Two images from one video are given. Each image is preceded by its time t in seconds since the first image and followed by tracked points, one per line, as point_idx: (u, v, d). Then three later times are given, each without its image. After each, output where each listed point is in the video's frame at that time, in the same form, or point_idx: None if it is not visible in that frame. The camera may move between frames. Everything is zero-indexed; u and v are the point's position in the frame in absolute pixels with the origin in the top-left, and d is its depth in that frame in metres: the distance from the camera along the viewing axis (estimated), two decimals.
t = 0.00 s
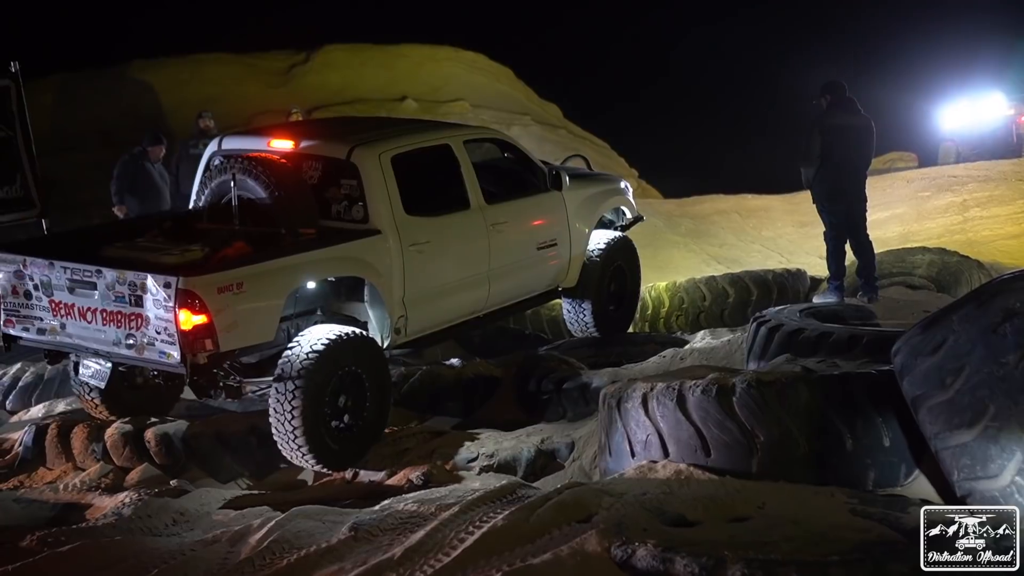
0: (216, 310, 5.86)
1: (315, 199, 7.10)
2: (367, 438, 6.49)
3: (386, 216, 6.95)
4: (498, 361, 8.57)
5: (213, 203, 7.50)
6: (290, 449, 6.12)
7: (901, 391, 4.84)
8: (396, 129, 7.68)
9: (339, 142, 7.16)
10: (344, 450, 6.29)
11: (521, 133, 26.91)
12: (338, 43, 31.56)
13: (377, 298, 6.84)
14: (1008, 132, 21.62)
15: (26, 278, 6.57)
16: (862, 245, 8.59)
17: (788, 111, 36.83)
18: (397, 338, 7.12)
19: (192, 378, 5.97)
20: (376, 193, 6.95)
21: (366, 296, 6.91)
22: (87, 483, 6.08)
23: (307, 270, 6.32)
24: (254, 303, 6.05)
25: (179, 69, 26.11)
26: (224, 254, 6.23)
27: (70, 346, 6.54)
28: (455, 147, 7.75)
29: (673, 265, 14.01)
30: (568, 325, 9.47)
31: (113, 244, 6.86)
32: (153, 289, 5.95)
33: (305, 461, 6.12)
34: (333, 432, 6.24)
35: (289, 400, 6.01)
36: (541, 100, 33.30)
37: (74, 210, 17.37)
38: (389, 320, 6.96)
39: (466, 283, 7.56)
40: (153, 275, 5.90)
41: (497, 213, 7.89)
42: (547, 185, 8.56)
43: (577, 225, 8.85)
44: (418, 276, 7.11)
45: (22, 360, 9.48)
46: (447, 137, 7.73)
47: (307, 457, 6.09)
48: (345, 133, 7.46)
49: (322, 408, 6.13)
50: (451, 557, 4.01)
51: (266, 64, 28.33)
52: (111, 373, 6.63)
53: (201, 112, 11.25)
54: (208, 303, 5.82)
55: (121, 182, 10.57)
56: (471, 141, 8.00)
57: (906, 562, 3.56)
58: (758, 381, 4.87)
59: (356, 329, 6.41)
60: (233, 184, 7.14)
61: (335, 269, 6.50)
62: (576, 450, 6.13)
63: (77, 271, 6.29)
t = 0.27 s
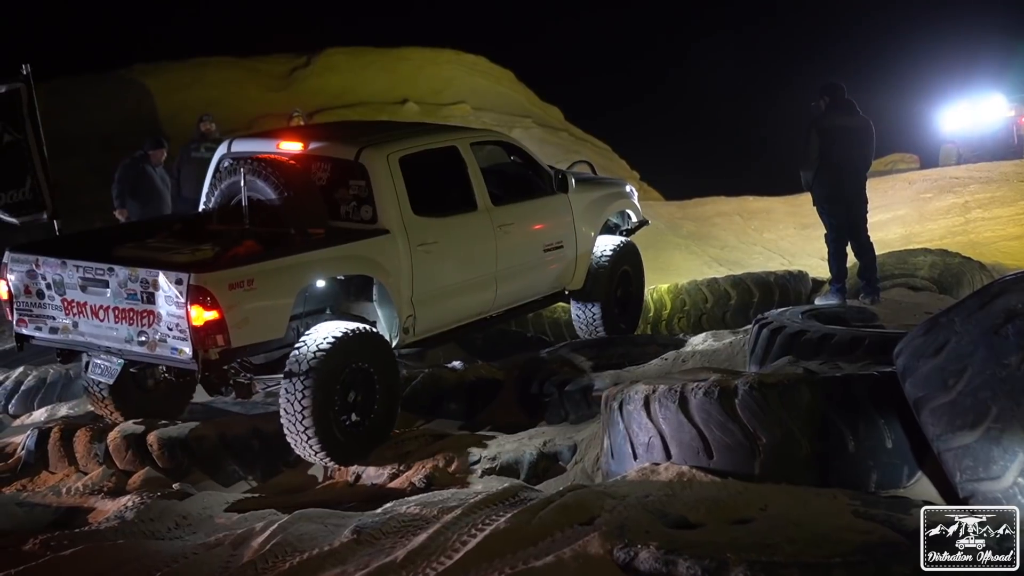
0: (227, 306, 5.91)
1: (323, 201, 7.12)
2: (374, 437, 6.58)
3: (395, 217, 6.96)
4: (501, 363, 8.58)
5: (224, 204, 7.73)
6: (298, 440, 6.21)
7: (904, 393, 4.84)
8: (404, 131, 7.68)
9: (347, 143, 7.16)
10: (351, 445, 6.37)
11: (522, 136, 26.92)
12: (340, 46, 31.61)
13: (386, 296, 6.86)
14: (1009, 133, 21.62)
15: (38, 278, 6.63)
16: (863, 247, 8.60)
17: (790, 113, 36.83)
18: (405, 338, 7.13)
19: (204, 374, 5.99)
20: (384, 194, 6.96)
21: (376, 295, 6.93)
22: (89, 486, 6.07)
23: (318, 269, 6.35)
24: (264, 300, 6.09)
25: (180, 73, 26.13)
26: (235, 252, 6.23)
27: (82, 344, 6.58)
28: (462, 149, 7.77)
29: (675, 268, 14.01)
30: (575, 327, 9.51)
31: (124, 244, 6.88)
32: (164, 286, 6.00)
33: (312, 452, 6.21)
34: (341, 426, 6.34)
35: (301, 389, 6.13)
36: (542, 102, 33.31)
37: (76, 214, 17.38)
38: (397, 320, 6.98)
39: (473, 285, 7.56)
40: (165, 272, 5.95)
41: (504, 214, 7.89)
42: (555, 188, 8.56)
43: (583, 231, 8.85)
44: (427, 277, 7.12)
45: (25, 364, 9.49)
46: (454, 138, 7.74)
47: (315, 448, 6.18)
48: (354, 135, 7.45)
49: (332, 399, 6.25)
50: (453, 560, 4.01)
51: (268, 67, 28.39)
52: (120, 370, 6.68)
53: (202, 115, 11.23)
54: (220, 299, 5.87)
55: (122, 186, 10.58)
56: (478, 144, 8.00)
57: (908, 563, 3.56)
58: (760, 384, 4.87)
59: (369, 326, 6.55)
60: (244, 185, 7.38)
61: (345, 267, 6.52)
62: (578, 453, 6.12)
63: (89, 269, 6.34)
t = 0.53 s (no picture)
0: (239, 305, 5.94)
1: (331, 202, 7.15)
2: (380, 437, 6.60)
3: (403, 218, 6.98)
4: (502, 366, 8.57)
5: (233, 206, 7.76)
6: (305, 431, 6.23)
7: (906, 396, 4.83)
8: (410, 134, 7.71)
9: (356, 146, 7.18)
10: (357, 440, 6.39)
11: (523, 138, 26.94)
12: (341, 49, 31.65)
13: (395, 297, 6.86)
14: (1010, 135, 21.61)
15: (51, 278, 6.64)
16: (865, 248, 8.59)
17: (791, 115, 36.82)
18: (414, 339, 7.13)
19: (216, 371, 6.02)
20: (393, 195, 6.98)
21: (385, 296, 6.94)
22: (92, 489, 6.05)
23: (327, 269, 6.38)
24: (275, 299, 6.12)
25: (182, 77, 26.15)
26: (247, 252, 6.27)
27: (94, 344, 6.58)
28: (468, 153, 7.80)
29: (676, 269, 14.01)
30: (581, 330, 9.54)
31: (136, 246, 6.92)
32: (176, 284, 6.01)
33: (319, 443, 6.22)
34: (349, 420, 6.36)
35: (311, 378, 6.17)
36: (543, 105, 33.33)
37: (78, 217, 17.40)
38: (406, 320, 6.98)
39: (479, 287, 7.57)
40: (176, 270, 5.97)
41: (510, 217, 7.92)
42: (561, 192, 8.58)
43: (588, 236, 8.88)
44: (435, 278, 7.13)
45: (27, 368, 9.50)
46: (460, 142, 7.78)
47: (323, 437, 6.20)
48: (362, 138, 7.48)
49: (342, 392, 6.30)
50: (455, 561, 4.02)
51: (270, 70, 28.44)
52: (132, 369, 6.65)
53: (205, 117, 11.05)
54: (232, 297, 5.91)
55: (123, 189, 10.59)
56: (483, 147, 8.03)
57: (909, 564, 3.56)
58: (762, 386, 4.88)
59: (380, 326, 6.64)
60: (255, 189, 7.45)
61: (355, 267, 6.54)
62: (580, 455, 6.12)
63: (102, 268, 6.35)
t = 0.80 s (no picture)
0: (245, 304, 5.95)
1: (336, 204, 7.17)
2: (385, 437, 6.64)
3: (406, 218, 7.00)
4: (503, 368, 8.57)
5: (236, 212, 7.69)
6: (311, 420, 6.30)
7: (906, 398, 4.83)
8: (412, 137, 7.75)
9: (359, 148, 7.21)
10: (361, 434, 6.44)
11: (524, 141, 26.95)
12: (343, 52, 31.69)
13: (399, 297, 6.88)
14: (1011, 138, 21.60)
15: (58, 281, 6.63)
16: (865, 250, 8.59)
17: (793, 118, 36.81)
18: (419, 339, 7.14)
19: (223, 371, 6.03)
20: (396, 197, 7.01)
21: (389, 296, 6.96)
22: (93, 492, 6.05)
23: (333, 268, 6.40)
24: (282, 299, 6.14)
25: (183, 81, 26.18)
26: (253, 253, 6.31)
27: (101, 346, 6.58)
28: (470, 155, 7.84)
29: (678, 272, 14.02)
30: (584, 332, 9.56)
31: (142, 250, 6.94)
32: (182, 284, 6.02)
33: (324, 431, 6.28)
34: (354, 413, 6.43)
35: (320, 366, 6.27)
36: (544, 107, 33.34)
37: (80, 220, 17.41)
38: (410, 320, 7.00)
39: (483, 288, 7.58)
40: (183, 271, 5.98)
41: (513, 219, 7.95)
42: (562, 193, 8.64)
43: (591, 236, 8.93)
44: (440, 278, 7.15)
45: (29, 371, 9.51)
46: (462, 144, 7.82)
47: (327, 427, 6.26)
48: (365, 141, 7.51)
49: (349, 384, 6.39)
50: (458, 564, 4.02)
51: (271, 73, 28.48)
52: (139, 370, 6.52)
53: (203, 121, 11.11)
54: (238, 297, 5.92)
55: (125, 194, 10.61)
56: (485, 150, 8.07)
57: (909, 565, 3.57)
58: (763, 388, 4.90)
59: (389, 326, 6.74)
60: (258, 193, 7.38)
61: (360, 268, 6.56)
62: (582, 458, 6.12)
63: (108, 270, 6.36)
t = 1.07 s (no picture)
0: (250, 307, 5.97)
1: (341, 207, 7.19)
2: (384, 438, 6.66)
3: (410, 221, 7.03)
4: (502, 371, 8.57)
5: (241, 213, 7.69)
6: (314, 414, 6.31)
7: (905, 402, 4.82)
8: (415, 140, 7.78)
9: (364, 151, 7.24)
10: (362, 431, 6.46)
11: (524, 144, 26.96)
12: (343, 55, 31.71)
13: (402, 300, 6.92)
14: (1010, 142, 21.59)
15: (64, 284, 6.65)
16: (864, 255, 8.59)
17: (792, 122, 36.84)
18: (421, 342, 7.18)
19: (228, 373, 6.06)
20: (400, 199, 7.04)
21: (392, 299, 6.99)
22: (92, 493, 6.05)
23: (335, 271, 6.43)
24: (287, 303, 6.17)
25: (183, 83, 26.19)
26: (257, 257, 6.34)
27: (107, 349, 6.60)
28: (473, 158, 7.87)
29: (677, 275, 14.02)
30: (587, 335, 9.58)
31: (146, 252, 6.94)
32: (188, 288, 6.05)
33: (326, 425, 6.30)
34: (357, 410, 6.46)
35: (327, 360, 6.31)
36: (544, 110, 33.36)
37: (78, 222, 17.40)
38: (413, 323, 7.03)
39: (485, 291, 7.61)
40: (189, 275, 6.00)
41: (516, 222, 7.98)
42: (565, 196, 8.69)
43: (593, 238, 8.95)
44: (443, 281, 7.18)
45: (28, 372, 9.50)
46: (466, 148, 7.85)
47: (329, 417, 6.29)
48: (370, 144, 7.54)
49: (354, 380, 6.43)
50: (456, 566, 4.03)
51: (271, 76, 28.49)
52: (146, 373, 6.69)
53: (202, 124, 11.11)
54: (243, 300, 5.94)
55: (124, 195, 10.60)
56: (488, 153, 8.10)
57: (908, 566, 3.60)
58: (762, 392, 4.90)
59: (396, 330, 6.94)
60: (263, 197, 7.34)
61: (363, 271, 6.59)
62: (581, 461, 6.13)
63: (114, 274, 6.38)
